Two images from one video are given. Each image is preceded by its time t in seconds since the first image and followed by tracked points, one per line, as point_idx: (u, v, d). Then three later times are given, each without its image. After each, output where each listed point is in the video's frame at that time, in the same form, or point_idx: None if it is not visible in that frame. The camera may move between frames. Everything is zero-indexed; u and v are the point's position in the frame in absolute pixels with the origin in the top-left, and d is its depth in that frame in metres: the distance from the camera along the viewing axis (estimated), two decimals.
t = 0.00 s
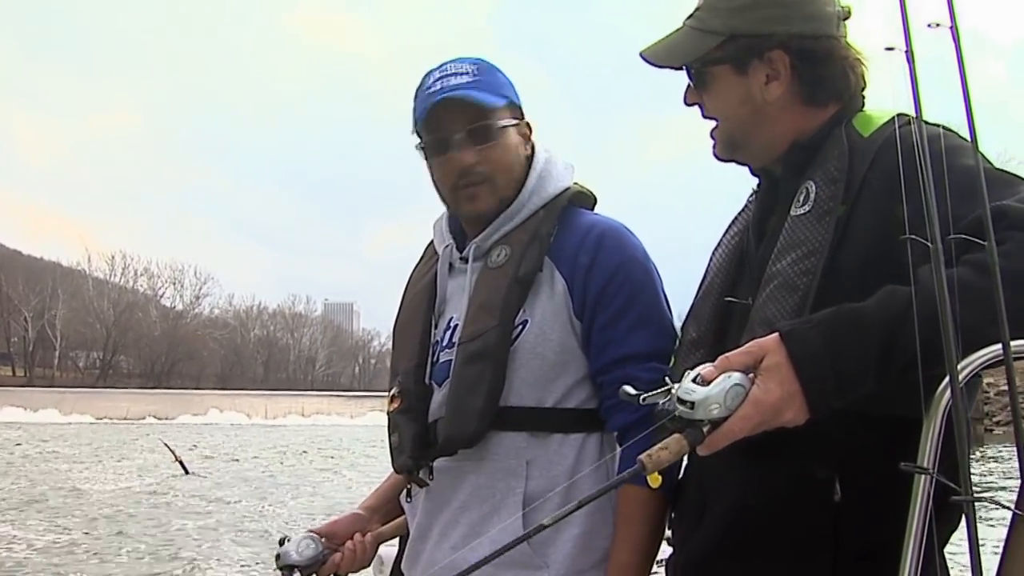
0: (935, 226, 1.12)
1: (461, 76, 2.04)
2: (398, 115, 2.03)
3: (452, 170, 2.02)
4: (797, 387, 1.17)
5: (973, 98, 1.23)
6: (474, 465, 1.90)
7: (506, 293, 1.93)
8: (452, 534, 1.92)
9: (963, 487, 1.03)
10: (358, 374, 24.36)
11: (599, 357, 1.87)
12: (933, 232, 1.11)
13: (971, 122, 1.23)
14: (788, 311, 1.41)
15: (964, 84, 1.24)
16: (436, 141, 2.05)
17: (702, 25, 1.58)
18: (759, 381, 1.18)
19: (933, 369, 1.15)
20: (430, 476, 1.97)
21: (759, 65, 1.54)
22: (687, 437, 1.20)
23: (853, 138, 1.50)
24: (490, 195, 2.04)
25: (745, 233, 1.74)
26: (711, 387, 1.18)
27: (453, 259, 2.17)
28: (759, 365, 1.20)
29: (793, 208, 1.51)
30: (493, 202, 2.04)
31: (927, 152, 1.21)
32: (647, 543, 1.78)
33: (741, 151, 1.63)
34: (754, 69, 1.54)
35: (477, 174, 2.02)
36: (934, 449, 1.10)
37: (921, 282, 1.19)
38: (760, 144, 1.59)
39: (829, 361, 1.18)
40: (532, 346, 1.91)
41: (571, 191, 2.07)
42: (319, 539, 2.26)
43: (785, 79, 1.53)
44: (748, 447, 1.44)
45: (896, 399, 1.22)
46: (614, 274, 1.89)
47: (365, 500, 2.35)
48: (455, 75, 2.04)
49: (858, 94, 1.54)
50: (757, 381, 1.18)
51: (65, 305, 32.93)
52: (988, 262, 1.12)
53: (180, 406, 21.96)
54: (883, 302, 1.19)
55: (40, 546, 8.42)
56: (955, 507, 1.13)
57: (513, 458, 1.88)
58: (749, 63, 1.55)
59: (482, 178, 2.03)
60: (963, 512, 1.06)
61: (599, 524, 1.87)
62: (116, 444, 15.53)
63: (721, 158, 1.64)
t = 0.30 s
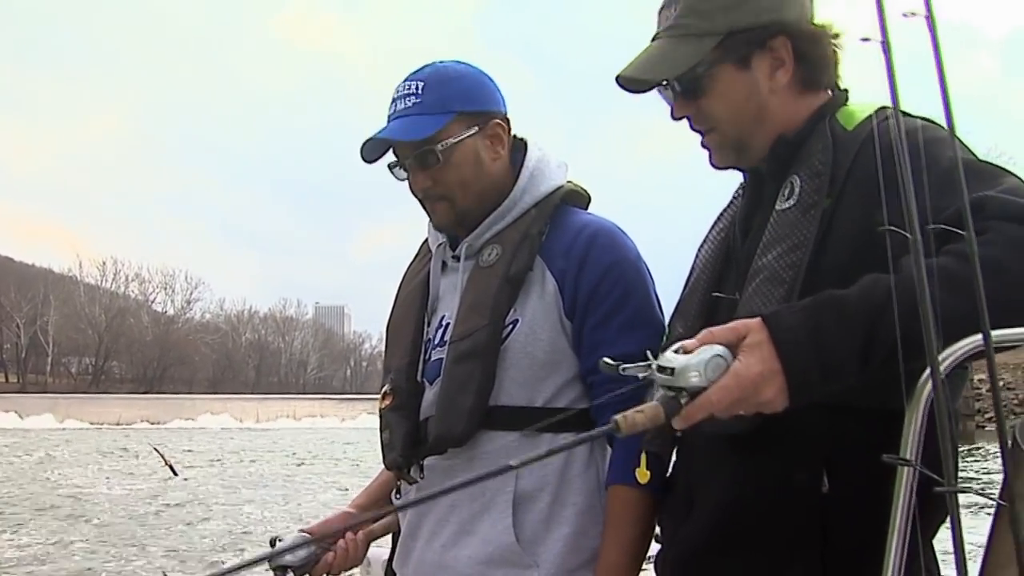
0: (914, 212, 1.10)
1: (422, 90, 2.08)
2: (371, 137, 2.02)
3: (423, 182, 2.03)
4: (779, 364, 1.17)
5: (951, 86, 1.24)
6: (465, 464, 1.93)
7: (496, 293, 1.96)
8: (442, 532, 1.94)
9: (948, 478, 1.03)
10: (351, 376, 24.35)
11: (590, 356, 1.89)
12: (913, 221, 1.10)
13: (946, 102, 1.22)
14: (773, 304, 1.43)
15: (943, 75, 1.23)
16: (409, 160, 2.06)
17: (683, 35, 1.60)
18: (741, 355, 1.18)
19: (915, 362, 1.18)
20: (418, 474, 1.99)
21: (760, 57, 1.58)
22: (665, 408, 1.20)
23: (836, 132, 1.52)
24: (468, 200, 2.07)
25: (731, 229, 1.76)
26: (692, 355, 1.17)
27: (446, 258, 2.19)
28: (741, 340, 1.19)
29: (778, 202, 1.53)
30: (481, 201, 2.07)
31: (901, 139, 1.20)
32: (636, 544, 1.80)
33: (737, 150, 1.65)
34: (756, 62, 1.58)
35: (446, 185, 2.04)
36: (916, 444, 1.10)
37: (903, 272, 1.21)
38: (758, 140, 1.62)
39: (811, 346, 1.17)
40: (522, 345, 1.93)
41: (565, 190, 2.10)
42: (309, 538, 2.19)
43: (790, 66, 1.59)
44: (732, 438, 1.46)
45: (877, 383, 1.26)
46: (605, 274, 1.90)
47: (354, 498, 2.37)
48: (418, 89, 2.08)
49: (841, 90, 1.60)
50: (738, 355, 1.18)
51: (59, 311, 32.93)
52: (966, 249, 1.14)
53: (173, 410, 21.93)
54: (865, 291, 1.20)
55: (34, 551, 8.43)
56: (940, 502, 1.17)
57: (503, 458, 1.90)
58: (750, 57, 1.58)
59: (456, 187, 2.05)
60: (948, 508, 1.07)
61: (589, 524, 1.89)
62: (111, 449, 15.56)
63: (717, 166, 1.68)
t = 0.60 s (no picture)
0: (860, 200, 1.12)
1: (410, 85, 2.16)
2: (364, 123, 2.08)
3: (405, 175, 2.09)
4: (735, 346, 1.24)
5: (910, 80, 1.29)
6: (453, 462, 2.00)
7: (481, 293, 2.01)
8: (432, 531, 1.99)
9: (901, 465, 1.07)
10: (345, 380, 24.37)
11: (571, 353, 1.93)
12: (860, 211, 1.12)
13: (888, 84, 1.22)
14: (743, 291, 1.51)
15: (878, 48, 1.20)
16: (393, 153, 2.13)
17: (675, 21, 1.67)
18: (696, 336, 1.25)
19: (866, 352, 1.22)
20: (410, 473, 2.09)
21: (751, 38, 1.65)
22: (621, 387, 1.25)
23: (806, 126, 1.60)
24: (451, 195, 2.13)
25: (708, 221, 1.82)
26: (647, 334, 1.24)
27: (433, 259, 2.24)
28: (697, 323, 1.26)
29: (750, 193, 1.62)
30: (465, 202, 2.15)
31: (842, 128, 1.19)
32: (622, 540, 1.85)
33: (729, 133, 1.70)
34: (747, 44, 1.65)
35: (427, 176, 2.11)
36: (875, 433, 1.15)
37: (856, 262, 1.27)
38: (751, 121, 1.67)
39: (767, 331, 1.24)
40: (507, 343, 1.98)
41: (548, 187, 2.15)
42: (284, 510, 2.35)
43: (778, 46, 1.66)
44: (707, 427, 1.53)
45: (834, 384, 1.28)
46: (586, 272, 1.95)
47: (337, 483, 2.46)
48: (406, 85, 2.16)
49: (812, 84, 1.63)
50: (694, 336, 1.25)
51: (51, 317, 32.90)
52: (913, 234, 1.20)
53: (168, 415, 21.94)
54: (821, 279, 1.27)
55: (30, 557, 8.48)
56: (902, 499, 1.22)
57: (491, 456, 1.96)
58: (741, 39, 1.65)
59: (438, 180, 2.12)
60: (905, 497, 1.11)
61: (577, 522, 1.93)
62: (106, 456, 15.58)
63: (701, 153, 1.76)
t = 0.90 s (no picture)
0: (822, 195, 1.18)
1: (384, 94, 2.18)
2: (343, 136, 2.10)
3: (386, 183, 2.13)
4: (702, 343, 1.29)
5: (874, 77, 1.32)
6: (437, 462, 2.02)
7: (462, 293, 2.04)
8: (417, 530, 2.02)
9: (869, 455, 1.10)
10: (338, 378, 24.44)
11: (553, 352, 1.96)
12: (823, 203, 1.18)
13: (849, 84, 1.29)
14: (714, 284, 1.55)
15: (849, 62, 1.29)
16: (373, 164, 2.15)
17: (649, 12, 1.71)
18: (666, 336, 1.30)
19: (830, 343, 1.28)
20: (393, 472, 2.11)
21: (723, 34, 1.69)
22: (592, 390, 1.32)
23: (773, 119, 1.65)
24: (432, 199, 2.17)
25: (680, 218, 1.86)
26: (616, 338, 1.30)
27: (418, 258, 2.27)
28: (667, 324, 1.31)
29: (720, 187, 1.66)
30: (448, 204, 2.18)
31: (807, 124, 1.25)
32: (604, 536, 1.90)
33: (703, 132, 1.76)
34: (720, 39, 1.69)
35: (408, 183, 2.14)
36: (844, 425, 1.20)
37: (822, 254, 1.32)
38: (721, 117, 1.72)
39: (734, 329, 1.29)
40: (489, 342, 2.01)
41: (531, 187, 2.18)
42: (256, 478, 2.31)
43: (749, 42, 1.70)
44: (685, 422, 1.58)
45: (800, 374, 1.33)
46: (566, 272, 1.98)
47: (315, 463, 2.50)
48: (380, 93, 2.18)
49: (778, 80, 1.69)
50: (663, 336, 1.30)
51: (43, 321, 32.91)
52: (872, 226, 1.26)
53: (159, 416, 21.94)
54: (787, 275, 1.32)
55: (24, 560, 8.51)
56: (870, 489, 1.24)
57: (475, 455, 1.99)
58: (713, 34, 1.69)
59: (420, 185, 2.15)
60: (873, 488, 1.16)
61: (561, 519, 1.97)
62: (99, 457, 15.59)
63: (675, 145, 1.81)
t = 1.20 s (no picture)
0: (820, 196, 1.17)
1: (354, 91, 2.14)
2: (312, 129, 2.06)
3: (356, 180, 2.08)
4: (703, 357, 1.25)
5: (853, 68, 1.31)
6: (410, 466, 1.96)
7: (433, 295, 2.00)
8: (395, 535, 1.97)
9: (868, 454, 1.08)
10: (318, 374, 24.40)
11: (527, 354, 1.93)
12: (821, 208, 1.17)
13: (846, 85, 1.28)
14: (698, 288, 1.53)
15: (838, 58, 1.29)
16: (341, 159, 2.11)
17: (610, 33, 1.68)
18: (665, 354, 1.25)
19: (832, 341, 1.28)
20: (367, 476, 2.04)
21: (688, 40, 1.67)
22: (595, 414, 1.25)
23: (750, 116, 1.62)
24: (401, 198, 2.13)
25: (655, 220, 1.84)
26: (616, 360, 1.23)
27: (387, 262, 2.24)
28: (665, 339, 1.27)
29: (698, 190, 1.65)
30: (416, 202, 2.14)
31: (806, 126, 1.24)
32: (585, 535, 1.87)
33: (682, 137, 1.71)
34: (685, 46, 1.67)
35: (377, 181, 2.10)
36: (841, 420, 1.17)
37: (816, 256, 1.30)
38: (699, 121, 1.69)
39: (732, 333, 1.26)
40: (459, 343, 1.97)
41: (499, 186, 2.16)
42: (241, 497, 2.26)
43: (716, 45, 1.69)
44: (667, 427, 1.55)
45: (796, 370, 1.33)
46: (536, 273, 1.95)
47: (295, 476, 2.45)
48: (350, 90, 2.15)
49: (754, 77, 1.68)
50: (663, 354, 1.25)
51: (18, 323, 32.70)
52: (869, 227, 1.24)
53: (139, 417, 21.81)
54: (782, 278, 1.29)
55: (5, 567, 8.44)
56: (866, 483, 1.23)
57: (449, 457, 1.93)
58: (678, 42, 1.67)
59: (389, 184, 2.10)
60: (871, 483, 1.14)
61: (539, 518, 1.95)
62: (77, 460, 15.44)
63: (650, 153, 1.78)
